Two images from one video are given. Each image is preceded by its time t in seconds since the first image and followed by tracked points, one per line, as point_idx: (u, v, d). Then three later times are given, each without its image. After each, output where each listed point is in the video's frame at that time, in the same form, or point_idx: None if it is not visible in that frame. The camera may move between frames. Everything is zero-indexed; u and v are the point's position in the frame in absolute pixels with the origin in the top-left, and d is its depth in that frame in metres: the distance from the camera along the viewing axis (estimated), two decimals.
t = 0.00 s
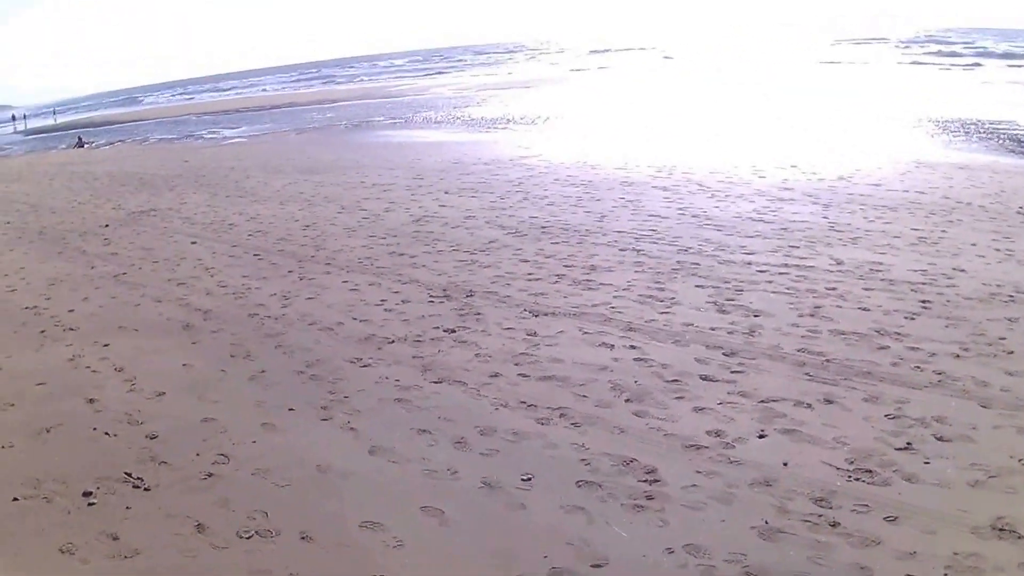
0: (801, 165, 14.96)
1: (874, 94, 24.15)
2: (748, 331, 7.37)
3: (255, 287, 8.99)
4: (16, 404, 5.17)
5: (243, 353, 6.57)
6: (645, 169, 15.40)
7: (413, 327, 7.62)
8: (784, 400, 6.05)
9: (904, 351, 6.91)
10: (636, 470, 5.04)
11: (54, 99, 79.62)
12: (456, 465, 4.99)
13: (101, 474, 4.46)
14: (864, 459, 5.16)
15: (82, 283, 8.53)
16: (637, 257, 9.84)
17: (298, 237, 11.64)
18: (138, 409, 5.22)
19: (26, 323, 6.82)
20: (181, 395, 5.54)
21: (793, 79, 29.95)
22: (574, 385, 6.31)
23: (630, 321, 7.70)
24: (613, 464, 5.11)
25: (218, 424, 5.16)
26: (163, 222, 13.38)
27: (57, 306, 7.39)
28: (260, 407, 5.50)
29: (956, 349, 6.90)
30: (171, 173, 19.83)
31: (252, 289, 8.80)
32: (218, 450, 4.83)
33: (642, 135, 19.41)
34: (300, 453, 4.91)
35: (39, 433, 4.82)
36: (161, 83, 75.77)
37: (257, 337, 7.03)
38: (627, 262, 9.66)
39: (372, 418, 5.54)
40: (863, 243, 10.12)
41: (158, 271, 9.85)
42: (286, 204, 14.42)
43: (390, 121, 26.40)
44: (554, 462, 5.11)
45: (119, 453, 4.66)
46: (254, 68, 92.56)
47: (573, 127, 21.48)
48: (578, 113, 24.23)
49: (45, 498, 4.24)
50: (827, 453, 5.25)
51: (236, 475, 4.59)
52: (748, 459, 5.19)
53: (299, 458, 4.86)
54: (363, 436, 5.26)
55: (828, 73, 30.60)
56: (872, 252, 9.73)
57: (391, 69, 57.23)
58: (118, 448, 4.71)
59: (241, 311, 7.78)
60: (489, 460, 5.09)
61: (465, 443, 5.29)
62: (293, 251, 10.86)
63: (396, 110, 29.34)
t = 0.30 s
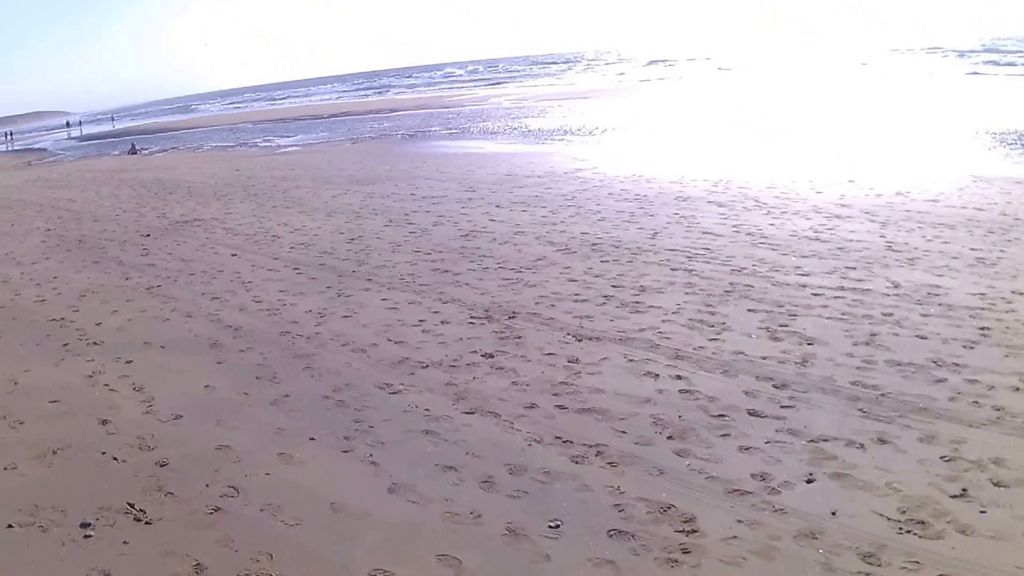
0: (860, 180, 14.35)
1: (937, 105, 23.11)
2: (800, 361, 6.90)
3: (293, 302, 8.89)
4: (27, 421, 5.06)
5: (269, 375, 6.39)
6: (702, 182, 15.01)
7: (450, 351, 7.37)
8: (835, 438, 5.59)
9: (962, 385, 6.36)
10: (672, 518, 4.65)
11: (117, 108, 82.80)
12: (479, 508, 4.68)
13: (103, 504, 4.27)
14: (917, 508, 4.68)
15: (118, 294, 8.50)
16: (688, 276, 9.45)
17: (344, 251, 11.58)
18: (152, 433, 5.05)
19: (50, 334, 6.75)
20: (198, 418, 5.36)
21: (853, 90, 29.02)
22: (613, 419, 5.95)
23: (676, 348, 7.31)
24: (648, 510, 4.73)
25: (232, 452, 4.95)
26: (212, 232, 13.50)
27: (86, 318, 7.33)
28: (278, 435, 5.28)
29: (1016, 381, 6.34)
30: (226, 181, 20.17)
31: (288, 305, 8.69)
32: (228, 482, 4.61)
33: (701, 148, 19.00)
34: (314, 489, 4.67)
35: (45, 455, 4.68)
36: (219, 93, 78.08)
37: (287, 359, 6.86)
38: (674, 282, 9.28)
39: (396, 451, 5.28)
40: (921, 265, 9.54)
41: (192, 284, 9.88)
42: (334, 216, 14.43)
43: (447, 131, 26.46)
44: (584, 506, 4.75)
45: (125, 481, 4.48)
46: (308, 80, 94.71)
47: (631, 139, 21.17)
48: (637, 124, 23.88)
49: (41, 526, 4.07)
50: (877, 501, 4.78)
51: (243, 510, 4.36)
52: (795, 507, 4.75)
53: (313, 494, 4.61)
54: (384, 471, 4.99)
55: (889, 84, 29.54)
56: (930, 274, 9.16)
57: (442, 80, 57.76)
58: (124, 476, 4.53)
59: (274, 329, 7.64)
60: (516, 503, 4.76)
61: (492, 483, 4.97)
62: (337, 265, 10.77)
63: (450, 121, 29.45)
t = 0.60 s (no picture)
0: (914, 195, 13.73)
1: (997, 116, 22.14)
2: (852, 396, 6.44)
3: (329, 319, 8.76)
4: (35, 443, 4.91)
5: (295, 400, 6.17)
6: (755, 196, 14.56)
7: (487, 377, 7.09)
8: (887, 485, 5.14)
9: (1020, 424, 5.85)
10: None
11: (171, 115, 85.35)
12: (502, 559, 4.35)
13: (102, 539, 4.07)
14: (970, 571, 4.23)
15: (148, 309, 8.40)
16: (740, 298, 9.05)
17: (387, 264, 11.45)
18: (163, 460, 4.85)
19: (72, 348, 6.64)
20: (214, 446, 5.16)
21: (911, 100, 28.04)
22: (653, 458, 5.58)
23: (724, 379, 6.91)
24: (685, 567, 4.35)
25: (245, 486, 4.73)
26: (256, 243, 13.51)
27: (112, 333, 7.21)
28: (296, 468, 5.05)
29: None
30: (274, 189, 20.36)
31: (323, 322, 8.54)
32: (236, 520, 4.38)
33: (755, 160, 18.48)
34: (327, 531, 4.41)
35: (49, 482, 4.52)
36: (269, 102, 79.84)
37: (315, 382, 6.67)
38: (722, 304, 8.87)
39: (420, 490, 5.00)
40: (978, 287, 8.98)
41: (225, 296, 9.81)
42: (379, 227, 14.38)
43: (501, 140, 26.37)
44: (615, 560, 4.40)
45: (129, 515, 4.28)
46: (356, 90, 96.32)
47: (683, 150, 20.74)
48: (693, 134, 23.42)
49: (33, 561, 3.88)
50: (928, 561, 4.34)
51: (248, 552, 4.12)
52: (845, 568, 4.32)
53: (325, 536, 4.35)
54: (405, 513, 4.71)
55: (948, 94, 28.50)
56: (988, 298, 8.59)
57: (488, 89, 58.02)
58: (128, 509, 4.33)
59: (305, 349, 7.47)
60: (544, 554, 4.43)
61: (520, 531, 4.65)
62: (378, 279, 10.63)
63: (500, 129, 29.37)
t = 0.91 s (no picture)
0: (968, 210, 13.00)
1: None
2: (902, 431, 5.95)
3: (359, 335, 8.49)
4: (37, 468, 4.79)
5: (313, 424, 5.91)
6: (806, 209, 13.97)
7: (518, 404, 6.78)
8: (937, 535, 4.66)
9: None
10: None
11: (223, 123, 87.63)
12: None
13: None
14: None
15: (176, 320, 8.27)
16: (788, 318, 8.59)
17: (425, 279, 11.25)
18: (166, 490, 4.66)
19: (91, 366, 6.52)
20: (222, 474, 4.95)
21: (971, 111, 26.85)
22: (687, 499, 5.19)
23: (768, 409, 6.47)
24: None
25: (248, 520, 4.49)
26: (297, 254, 13.47)
27: (134, 347, 7.10)
28: (304, 500, 4.79)
29: None
30: (320, 198, 20.46)
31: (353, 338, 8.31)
32: (234, 557, 4.15)
33: (808, 172, 17.83)
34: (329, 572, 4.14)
35: (45, 511, 4.37)
36: (317, 111, 81.27)
37: (336, 404, 6.37)
38: (766, 326, 8.41)
39: (434, 527, 4.71)
40: None
41: (258, 304, 9.67)
42: (421, 239, 14.23)
43: (552, 148, 26.06)
44: None
45: (123, 549, 4.09)
46: (401, 99, 97.49)
47: (733, 160, 20.15)
48: (744, 144, 22.76)
49: None
50: None
51: None
52: None
53: None
54: (415, 553, 4.42)
55: (1010, 104, 27.22)
56: None
57: (532, 98, 57.95)
58: (122, 543, 4.14)
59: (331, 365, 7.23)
60: None
61: None
62: (416, 295, 10.42)
63: (546, 138, 29.10)
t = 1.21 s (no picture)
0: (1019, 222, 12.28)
1: None
2: (944, 466, 5.50)
3: (382, 352, 7.96)
4: (33, 491, 4.71)
5: (322, 451, 5.68)
6: (852, 222, 13.40)
7: (539, 431, 6.48)
8: None
9: None
10: None
11: (269, 132, 89.49)
12: None
13: None
14: None
15: (196, 334, 8.16)
16: (829, 339, 8.14)
17: (458, 295, 10.99)
18: (160, 519, 4.52)
19: (102, 383, 6.43)
20: (221, 502, 4.78)
21: None
22: (708, 542, 4.84)
23: (803, 440, 6.05)
24: None
25: (241, 555, 4.30)
26: (330, 266, 13.41)
27: (150, 363, 7.01)
28: (301, 536, 4.56)
29: None
30: (360, 209, 20.49)
31: (375, 354, 7.89)
32: None
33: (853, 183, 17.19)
34: None
35: (34, 538, 4.27)
36: (360, 120, 82.38)
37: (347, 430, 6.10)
38: (803, 348, 7.96)
39: (435, 567, 4.46)
40: None
41: (283, 312, 9.46)
42: (456, 252, 14.06)
43: (598, 159, 25.62)
44: None
45: None
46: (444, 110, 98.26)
47: (779, 171, 19.50)
48: (790, 154, 22.12)
49: None
50: None
51: None
52: None
53: None
54: None
55: None
56: None
57: (574, 108, 57.69)
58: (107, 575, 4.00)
59: (348, 381, 7.00)
60: None
61: None
62: (447, 311, 10.10)
63: (588, 149, 28.76)
